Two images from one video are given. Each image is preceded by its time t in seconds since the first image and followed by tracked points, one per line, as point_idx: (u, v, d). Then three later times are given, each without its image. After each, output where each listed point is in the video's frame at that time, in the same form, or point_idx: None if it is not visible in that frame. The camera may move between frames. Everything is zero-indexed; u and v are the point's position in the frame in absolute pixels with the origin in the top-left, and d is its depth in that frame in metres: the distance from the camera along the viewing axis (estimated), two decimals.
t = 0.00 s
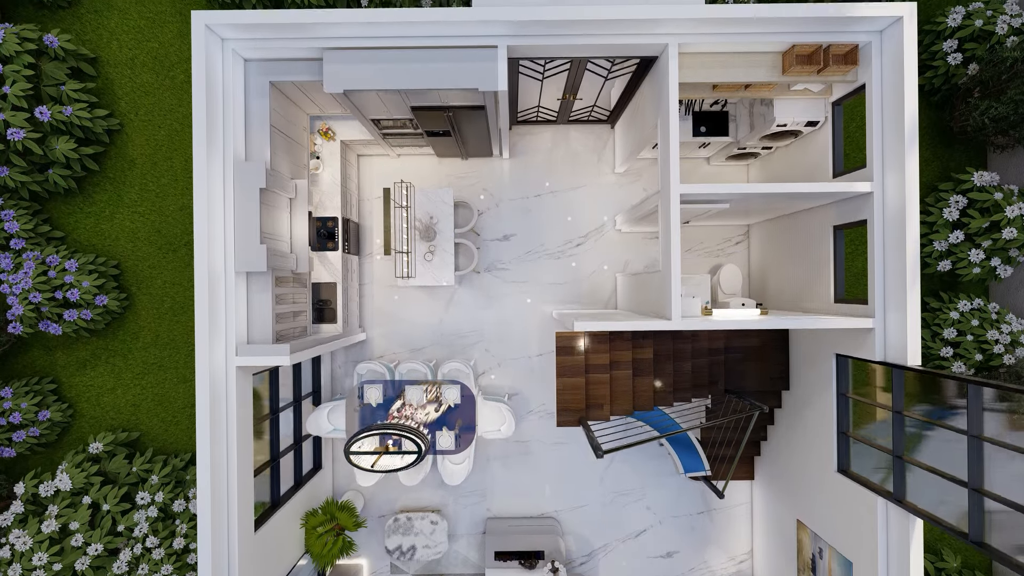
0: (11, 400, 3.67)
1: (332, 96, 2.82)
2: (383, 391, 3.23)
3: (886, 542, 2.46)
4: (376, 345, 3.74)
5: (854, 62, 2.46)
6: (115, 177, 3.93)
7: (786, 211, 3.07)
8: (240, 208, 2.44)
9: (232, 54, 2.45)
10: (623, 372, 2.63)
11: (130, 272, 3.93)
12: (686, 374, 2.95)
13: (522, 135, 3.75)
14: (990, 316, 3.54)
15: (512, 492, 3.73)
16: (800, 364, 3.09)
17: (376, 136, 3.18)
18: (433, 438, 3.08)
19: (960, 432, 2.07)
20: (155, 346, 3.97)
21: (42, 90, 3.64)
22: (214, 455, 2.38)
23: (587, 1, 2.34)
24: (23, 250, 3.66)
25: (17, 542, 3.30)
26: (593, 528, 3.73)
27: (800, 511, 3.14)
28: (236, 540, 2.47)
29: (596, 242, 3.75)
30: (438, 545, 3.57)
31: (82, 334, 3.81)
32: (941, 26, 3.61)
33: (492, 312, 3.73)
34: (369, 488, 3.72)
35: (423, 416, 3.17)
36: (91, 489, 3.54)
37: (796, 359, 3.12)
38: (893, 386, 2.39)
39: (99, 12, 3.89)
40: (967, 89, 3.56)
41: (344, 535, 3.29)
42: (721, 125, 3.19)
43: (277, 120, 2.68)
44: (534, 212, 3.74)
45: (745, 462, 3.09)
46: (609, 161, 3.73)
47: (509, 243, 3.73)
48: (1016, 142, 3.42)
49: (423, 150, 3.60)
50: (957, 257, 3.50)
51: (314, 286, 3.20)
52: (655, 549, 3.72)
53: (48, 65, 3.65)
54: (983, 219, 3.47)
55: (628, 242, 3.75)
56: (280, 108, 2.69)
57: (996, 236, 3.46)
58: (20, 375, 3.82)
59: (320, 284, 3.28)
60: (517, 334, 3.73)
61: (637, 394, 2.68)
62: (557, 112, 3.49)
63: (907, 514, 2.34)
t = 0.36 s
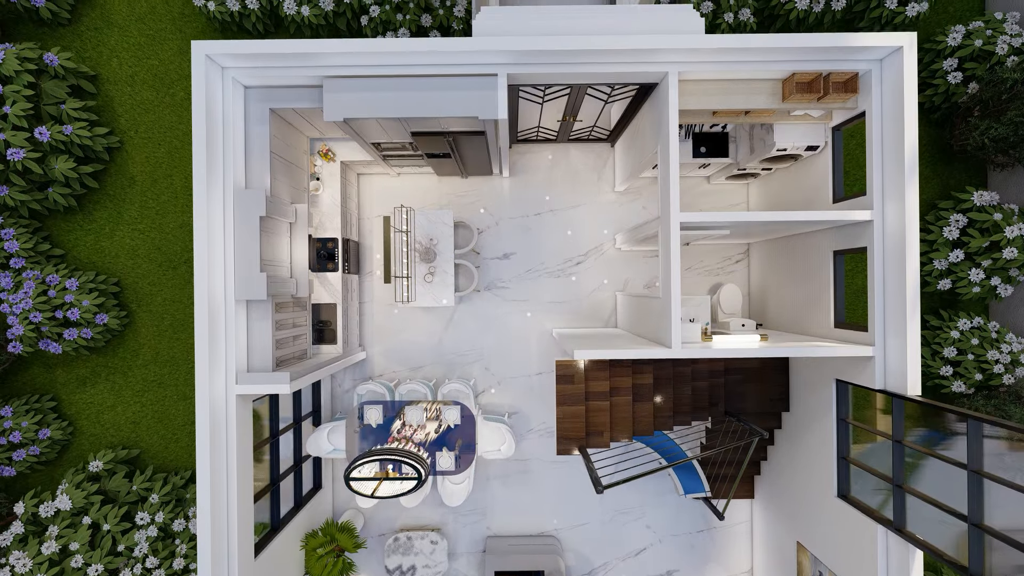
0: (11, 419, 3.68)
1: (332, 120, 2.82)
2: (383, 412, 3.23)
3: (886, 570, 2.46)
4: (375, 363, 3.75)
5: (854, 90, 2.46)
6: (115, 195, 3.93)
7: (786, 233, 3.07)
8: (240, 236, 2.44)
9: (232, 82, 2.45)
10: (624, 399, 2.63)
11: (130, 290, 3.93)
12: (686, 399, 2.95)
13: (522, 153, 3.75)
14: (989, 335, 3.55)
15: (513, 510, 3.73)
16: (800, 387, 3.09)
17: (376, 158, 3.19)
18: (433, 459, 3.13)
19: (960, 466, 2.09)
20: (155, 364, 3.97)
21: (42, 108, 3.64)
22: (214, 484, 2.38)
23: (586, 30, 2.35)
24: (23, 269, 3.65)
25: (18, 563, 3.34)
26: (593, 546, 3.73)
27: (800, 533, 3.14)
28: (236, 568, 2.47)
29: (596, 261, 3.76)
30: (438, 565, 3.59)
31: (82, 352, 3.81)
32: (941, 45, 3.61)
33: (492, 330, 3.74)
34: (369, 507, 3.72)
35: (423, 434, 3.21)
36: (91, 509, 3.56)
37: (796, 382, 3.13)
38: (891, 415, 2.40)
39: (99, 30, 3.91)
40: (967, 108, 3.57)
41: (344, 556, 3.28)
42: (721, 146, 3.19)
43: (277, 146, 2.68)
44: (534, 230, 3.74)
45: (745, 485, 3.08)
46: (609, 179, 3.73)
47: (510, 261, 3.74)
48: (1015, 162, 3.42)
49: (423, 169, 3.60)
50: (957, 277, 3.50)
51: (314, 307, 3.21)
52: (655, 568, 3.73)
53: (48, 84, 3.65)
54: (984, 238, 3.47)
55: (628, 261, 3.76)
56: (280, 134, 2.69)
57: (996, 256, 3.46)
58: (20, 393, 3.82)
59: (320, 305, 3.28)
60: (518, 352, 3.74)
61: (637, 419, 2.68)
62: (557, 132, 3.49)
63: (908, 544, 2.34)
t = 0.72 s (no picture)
0: (11, 438, 3.68)
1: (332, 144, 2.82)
2: (383, 432, 3.24)
3: None
4: (375, 382, 3.75)
5: (854, 118, 2.47)
6: (115, 212, 3.93)
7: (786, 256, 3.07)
8: (240, 264, 2.44)
9: (232, 110, 2.45)
10: (624, 425, 2.63)
11: (130, 307, 3.93)
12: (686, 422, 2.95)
13: (522, 172, 3.75)
14: (989, 354, 3.55)
15: (512, 529, 3.73)
16: (800, 409, 3.10)
17: (377, 180, 3.19)
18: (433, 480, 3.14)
19: (960, 500, 2.10)
20: (155, 382, 3.97)
21: (42, 127, 3.63)
22: (214, 514, 2.38)
23: (586, 59, 2.36)
24: (23, 287, 3.65)
25: None
26: (593, 565, 3.73)
27: (800, 555, 3.13)
28: None
29: (596, 279, 3.77)
30: None
31: (82, 370, 3.82)
32: (941, 64, 3.62)
33: (492, 349, 3.74)
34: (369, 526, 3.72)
35: (423, 456, 3.22)
36: (91, 528, 3.59)
37: (796, 404, 3.13)
38: (891, 445, 2.41)
39: (99, 47, 3.91)
40: (966, 126, 3.57)
41: None
42: (721, 168, 3.19)
43: (277, 172, 2.68)
44: (534, 249, 3.75)
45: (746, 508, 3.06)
46: (609, 197, 3.74)
47: (509, 280, 3.74)
48: (1015, 182, 3.42)
49: (423, 189, 3.60)
50: (957, 296, 3.50)
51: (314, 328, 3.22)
52: None
53: (48, 103, 3.65)
54: (984, 258, 3.47)
55: (628, 279, 3.76)
56: (279, 159, 2.69)
57: (996, 276, 3.46)
58: (20, 411, 3.82)
59: (319, 326, 3.28)
60: (517, 371, 3.74)
61: (637, 445, 2.68)
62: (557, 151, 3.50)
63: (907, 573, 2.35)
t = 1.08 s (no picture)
0: (11, 457, 3.68)
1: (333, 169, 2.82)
2: (383, 453, 3.23)
3: None
4: (375, 400, 3.75)
5: (854, 146, 2.47)
6: (115, 229, 3.93)
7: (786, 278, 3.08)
8: (240, 293, 2.44)
9: (232, 138, 2.45)
10: (624, 451, 2.63)
11: (131, 325, 3.93)
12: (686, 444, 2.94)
13: (522, 191, 3.75)
14: (989, 373, 3.55)
15: (512, 547, 3.73)
16: (800, 431, 3.10)
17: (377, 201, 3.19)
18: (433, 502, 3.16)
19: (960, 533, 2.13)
20: (155, 399, 3.96)
21: (42, 146, 3.64)
22: (214, 542, 2.39)
23: (586, 89, 2.36)
24: (23, 306, 3.66)
25: None
26: None
27: None
28: None
29: (596, 298, 3.77)
30: None
31: (82, 388, 3.82)
32: (941, 83, 3.62)
33: (492, 367, 3.75)
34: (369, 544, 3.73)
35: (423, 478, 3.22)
36: (91, 548, 3.63)
37: (796, 425, 3.13)
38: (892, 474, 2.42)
39: (99, 64, 3.91)
40: (967, 145, 3.57)
41: None
42: (721, 190, 3.19)
43: (277, 198, 2.68)
44: (534, 267, 3.75)
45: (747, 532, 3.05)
46: (609, 216, 3.74)
47: (509, 298, 3.74)
48: (1015, 202, 3.42)
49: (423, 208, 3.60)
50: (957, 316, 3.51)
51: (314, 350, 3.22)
52: None
53: (48, 122, 3.65)
54: (983, 278, 3.47)
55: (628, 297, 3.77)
56: (280, 185, 2.69)
57: (996, 296, 3.46)
58: (20, 429, 3.83)
59: (319, 347, 3.29)
60: (517, 389, 3.74)
61: (637, 471, 2.68)
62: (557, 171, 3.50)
63: None
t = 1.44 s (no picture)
0: (11, 476, 3.69)
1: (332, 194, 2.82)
2: (383, 473, 3.27)
3: None
4: (375, 418, 3.76)
5: (854, 173, 2.46)
6: (115, 247, 3.93)
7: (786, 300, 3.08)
8: (240, 321, 2.44)
9: (232, 166, 2.45)
10: (624, 478, 2.62)
11: (131, 342, 3.93)
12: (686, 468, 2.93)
13: (522, 209, 3.76)
14: (989, 393, 3.55)
15: (512, 566, 3.73)
16: (800, 454, 3.10)
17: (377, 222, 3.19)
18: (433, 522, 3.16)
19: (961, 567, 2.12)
20: (155, 417, 3.96)
21: (42, 165, 3.64)
22: (213, 571, 2.39)
23: (585, 118, 2.36)
24: (23, 325, 3.66)
25: None
26: None
27: None
28: None
29: (596, 316, 3.77)
30: None
31: (81, 406, 3.82)
32: (941, 102, 3.61)
33: (492, 386, 3.75)
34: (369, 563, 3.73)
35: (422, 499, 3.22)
36: (91, 567, 3.64)
37: (796, 448, 3.13)
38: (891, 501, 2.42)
39: (99, 82, 3.91)
40: (967, 164, 3.58)
41: None
42: (721, 211, 3.19)
43: (277, 224, 2.68)
44: (534, 286, 3.75)
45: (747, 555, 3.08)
46: (609, 234, 3.75)
47: (509, 317, 3.75)
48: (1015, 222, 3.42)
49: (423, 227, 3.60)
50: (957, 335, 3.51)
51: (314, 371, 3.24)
52: None
53: (48, 141, 3.66)
54: (983, 297, 3.47)
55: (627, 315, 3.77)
56: (279, 210, 2.69)
57: (997, 316, 3.46)
58: (20, 447, 3.83)
59: (319, 368, 3.29)
60: (518, 408, 3.75)
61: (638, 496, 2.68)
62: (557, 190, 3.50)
63: None
